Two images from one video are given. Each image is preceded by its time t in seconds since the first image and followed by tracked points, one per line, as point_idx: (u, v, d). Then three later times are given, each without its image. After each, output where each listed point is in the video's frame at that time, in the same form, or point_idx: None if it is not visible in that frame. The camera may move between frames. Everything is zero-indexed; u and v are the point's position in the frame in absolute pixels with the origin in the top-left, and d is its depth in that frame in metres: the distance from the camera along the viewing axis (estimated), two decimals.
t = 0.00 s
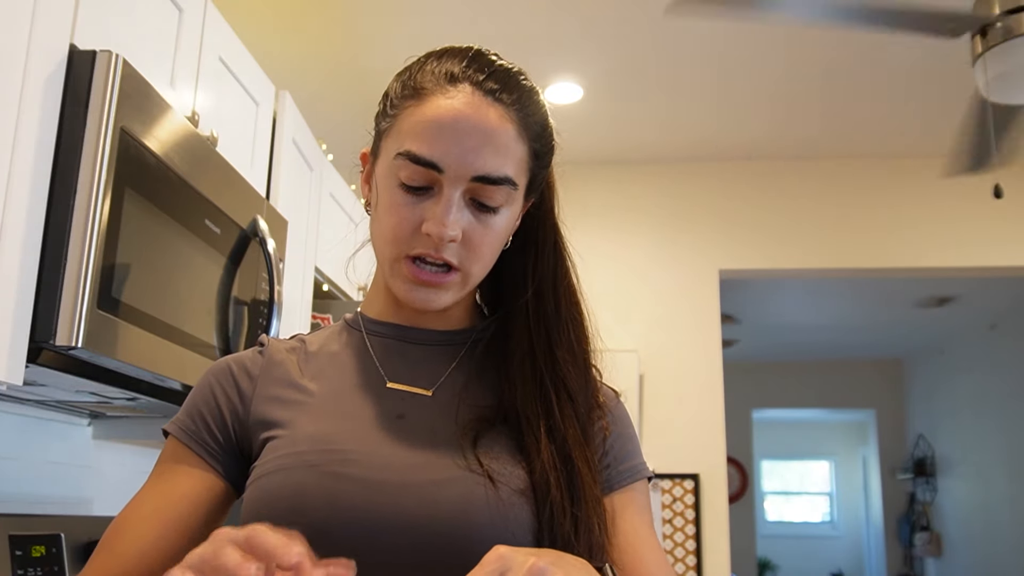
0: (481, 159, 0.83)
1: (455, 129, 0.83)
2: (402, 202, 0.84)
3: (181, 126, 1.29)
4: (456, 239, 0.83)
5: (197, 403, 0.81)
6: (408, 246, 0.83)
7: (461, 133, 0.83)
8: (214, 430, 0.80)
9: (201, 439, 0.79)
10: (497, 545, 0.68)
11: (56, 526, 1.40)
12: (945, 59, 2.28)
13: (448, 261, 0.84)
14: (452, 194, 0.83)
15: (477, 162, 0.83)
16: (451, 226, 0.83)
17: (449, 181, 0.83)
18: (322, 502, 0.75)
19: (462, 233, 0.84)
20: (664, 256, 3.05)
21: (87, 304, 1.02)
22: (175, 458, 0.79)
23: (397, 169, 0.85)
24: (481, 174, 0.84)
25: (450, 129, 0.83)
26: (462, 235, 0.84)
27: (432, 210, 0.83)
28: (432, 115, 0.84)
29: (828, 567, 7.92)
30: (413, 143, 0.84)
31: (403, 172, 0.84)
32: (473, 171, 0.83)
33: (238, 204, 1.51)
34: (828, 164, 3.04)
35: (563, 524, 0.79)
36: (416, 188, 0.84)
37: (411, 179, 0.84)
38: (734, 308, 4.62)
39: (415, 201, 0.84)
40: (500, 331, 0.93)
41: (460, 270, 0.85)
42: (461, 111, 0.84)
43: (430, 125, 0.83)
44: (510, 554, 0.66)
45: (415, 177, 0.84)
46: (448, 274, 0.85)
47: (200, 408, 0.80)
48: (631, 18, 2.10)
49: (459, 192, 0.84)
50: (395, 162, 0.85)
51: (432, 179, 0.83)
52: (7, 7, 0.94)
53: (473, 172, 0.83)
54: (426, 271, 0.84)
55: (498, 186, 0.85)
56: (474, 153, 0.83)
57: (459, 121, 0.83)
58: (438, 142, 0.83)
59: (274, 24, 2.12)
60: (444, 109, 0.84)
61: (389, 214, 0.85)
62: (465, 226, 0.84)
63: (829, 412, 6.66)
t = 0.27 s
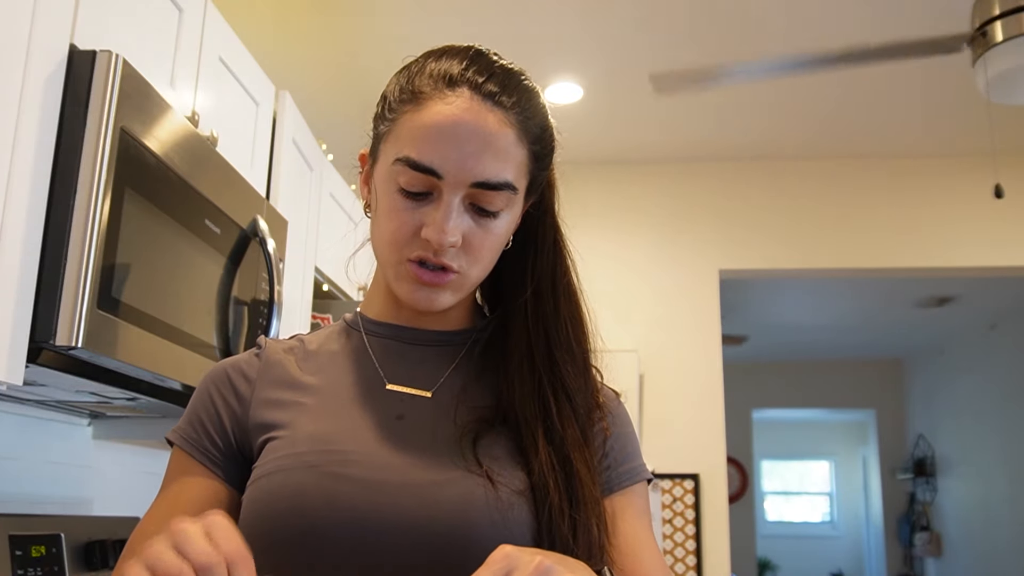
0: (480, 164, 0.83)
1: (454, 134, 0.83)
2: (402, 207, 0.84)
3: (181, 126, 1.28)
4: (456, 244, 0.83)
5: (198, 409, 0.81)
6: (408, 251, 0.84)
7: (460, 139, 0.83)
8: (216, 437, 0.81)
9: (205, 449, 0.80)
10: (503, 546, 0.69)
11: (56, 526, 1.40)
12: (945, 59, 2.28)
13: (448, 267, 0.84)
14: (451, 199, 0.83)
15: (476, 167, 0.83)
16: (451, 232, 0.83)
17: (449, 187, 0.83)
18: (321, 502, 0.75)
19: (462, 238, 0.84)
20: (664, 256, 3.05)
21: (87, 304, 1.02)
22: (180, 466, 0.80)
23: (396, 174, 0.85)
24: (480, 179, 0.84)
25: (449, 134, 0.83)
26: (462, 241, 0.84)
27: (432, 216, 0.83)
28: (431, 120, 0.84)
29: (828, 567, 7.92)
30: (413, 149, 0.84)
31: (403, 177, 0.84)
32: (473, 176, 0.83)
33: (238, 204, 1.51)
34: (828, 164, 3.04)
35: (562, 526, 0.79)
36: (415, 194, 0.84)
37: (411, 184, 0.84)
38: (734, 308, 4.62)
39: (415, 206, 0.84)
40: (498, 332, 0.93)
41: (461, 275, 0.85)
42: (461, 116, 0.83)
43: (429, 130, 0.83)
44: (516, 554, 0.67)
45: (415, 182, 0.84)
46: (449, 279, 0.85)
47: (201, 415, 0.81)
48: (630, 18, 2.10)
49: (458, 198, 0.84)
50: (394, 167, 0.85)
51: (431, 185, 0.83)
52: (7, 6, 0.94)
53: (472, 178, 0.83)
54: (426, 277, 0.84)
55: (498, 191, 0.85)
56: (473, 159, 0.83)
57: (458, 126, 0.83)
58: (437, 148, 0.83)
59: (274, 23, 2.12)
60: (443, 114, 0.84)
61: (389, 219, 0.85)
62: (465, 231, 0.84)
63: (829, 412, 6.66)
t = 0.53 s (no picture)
0: (473, 160, 0.83)
1: (446, 131, 0.83)
2: (397, 205, 0.84)
3: (181, 126, 1.29)
4: (451, 241, 0.83)
5: (200, 418, 0.82)
6: (402, 249, 0.84)
7: (451, 136, 0.83)
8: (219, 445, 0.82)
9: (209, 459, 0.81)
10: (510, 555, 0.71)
11: (56, 526, 1.40)
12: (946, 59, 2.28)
13: (443, 264, 0.84)
14: (445, 196, 0.83)
15: (468, 163, 0.83)
16: (445, 229, 0.83)
17: (442, 183, 0.83)
18: (319, 504, 0.75)
19: (457, 234, 0.84)
20: (664, 256, 3.05)
21: (87, 304, 1.02)
22: (188, 476, 0.81)
23: (390, 172, 0.85)
24: (474, 175, 0.84)
25: (441, 131, 0.83)
26: (457, 237, 0.84)
27: (426, 213, 0.83)
28: (423, 117, 0.84)
29: (828, 567, 7.92)
30: (406, 146, 0.84)
31: (397, 175, 0.84)
32: (466, 172, 0.83)
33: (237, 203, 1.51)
34: (828, 164, 3.04)
35: (560, 524, 0.79)
36: (410, 191, 0.84)
37: (405, 182, 0.84)
38: (734, 308, 4.62)
39: (409, 204, 0.84)
40: (497, 330, 0.93)
41: (457, 272, 0.85)
42: (452, 112, 0.84)
43: (421, 127, 0.83)
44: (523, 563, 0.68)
45: (409, 180, 0.84)
46: (444, 277, 0.85)
47: (203, 424, 0.82)
48: (630, 18, 2.10)
49: (452, 194, 0.84)
50: (388, 166, 0.85)
51: (425, 182, 0.84)
52: (7, 7, 0.94)
53: (465, 174, 0.83)
54: (421, 275, 0.84)
55: (493, 187, 0.85)
56: (466, 155, 0.83)
57: (450, 122, 0.83)
58: (430, 145, 0.83)
59: (274, 23, 2.12)
60: (435, 111, 0.84)
61: (384, 218, 0.85)
62: (460, 227, 0.84)
63: (829, 412, 6.66)
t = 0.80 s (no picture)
0: (463, 149, 0.83)
1: (436, 121, 0.83)
2: (391, 199, 0.84)
3: (181, 126, 1.28)
4: (445, 232, 0.83)
5: (205, 424, 0.83)
6: (397, 242, 0.83)
7: (440, 126, 0.83)
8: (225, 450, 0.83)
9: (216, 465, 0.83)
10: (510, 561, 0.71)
11: (56, 526, 1.40)
12: (946, 58, 2.28)
13: (439, 256, 0.83)
14: (438, 186, 0.83)
15: (459, 152, 0.83)
16: (439, 219, 0.82)
17: (434, 174, 0.83)
18: (315, 505, 0.75)
19: (452, 225, 0.83)
20: (663, 256, 3.05)
21: (87, 304, 1.02)
22: (198, 482, 0.83)
23: (382, 166, 0.85)
24: (466, 164, 0.84)
25: (431, 121, 0.83)
26: (452, 228, 0.83)
27: (419, 204, 0.83)
28: (411, 110, 0.84)
29: (828, 567, 7.92)
30: (397, 139, 0.84)
31: (389, 168, 0.84)
32: (457, 161, 0.83)
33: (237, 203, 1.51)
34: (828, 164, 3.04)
35: (556, 523, 0.79)
36: (403, 184, 0.84)
37: (397, 174, 0.84)
38: (734, 308, 4.62)
39: (403, 197, 0.84)
40: (493, 327, 0.92)
41: (453, 265, 0.84)
42: (441, 103, 0.84)
43: (411, 119, 0.84)
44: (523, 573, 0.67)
45: (401, 172, 0.84)
46: (440, 269, 0.84)
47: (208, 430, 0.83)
48: (630, 18, 2.10)
49: (445, 184, 0.83)
50: (381, 161, 0.85)
51: (417, 174, 0.84)
52: (7, 7, 0.94)
53: (457, 163, 0.83)
54: (417, 267, 0.84)
55: (485, 175, 0.85)
56: (456, 144, 0.83)
57: (438, 112, 0.83)
58: (420, 136, 0.83)
59: (273, 24, 2.12)
60: (424, 103, 0.84)
61: (379, 213, 0.85)
62: (454, 218, 0.84)
63: (829, 412, 6.66)
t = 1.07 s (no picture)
0: (460, 123, 0.85)
1: (430, 99, 0.85)
2: (395, 184, 0.84)
3: (181, 125, 1.28)
4: (453, 208, 0.82)
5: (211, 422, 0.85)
6: (405, 225, 0.82)
7: (434, 104, 0.84)
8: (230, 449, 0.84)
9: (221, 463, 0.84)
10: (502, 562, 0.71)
11: (56, 526, 1.40)
12: (946, 59, 2.28)
13: (449, 234, 0.82)
14: (441, 161, 0.84)
15: (456, 125, 0.84)
16: (446, 195, 0.82)
17: (435, 149, 0.84)
18: (310, 505, 0.76)
19: (458, 202, 0.83)
20: (664, 255, 3.05)
21: (87, 304, 1.02)
22: (206, 480, 0.85)
23: (383, 154, 0.85)
24: (464, 136, 0.84)
25: (425, 100, 0.85)
26: (459, 206, 0.83)
27: (423, 184, 0.83)
28: (404, 96, 0.86)
29: (828, 567, 7.92)
30: (395, 122, 0.85)
31: (390, 155, 0.85)
32: (456, 134, 0.84)
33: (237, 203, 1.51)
34: (828, 164, 3.04)
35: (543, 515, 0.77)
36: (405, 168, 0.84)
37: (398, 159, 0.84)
38: (734, 308, 4.62)
39: (407, 181, 0.84)
40: (484, 322, 0.92)
41: (464, 245, 0.83)
42: (432, 85, 0.85)
43: (407, 101, 0.85)
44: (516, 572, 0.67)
45: (400, 156, 0.84)
46: (452, 248, 0.82)
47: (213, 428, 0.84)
48: (629, 18, 2.10)
49: (446, 160, 0.84)
50: (381, 150, 0.85)
51: (418, 153, 0.84)
52: (7, 7, 0.94)
53: (455, 136, 0.84)
54: (429, 247, 0.82)
55: (484, 149, 0.85)
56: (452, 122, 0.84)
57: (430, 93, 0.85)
58: (417, 115, 0.84)
59: (273, 24, 2.12)
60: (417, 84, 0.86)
61: (384, 203, 0.84)
62: (460, 195, 0.83)
63: (830, 412, 6.66)
